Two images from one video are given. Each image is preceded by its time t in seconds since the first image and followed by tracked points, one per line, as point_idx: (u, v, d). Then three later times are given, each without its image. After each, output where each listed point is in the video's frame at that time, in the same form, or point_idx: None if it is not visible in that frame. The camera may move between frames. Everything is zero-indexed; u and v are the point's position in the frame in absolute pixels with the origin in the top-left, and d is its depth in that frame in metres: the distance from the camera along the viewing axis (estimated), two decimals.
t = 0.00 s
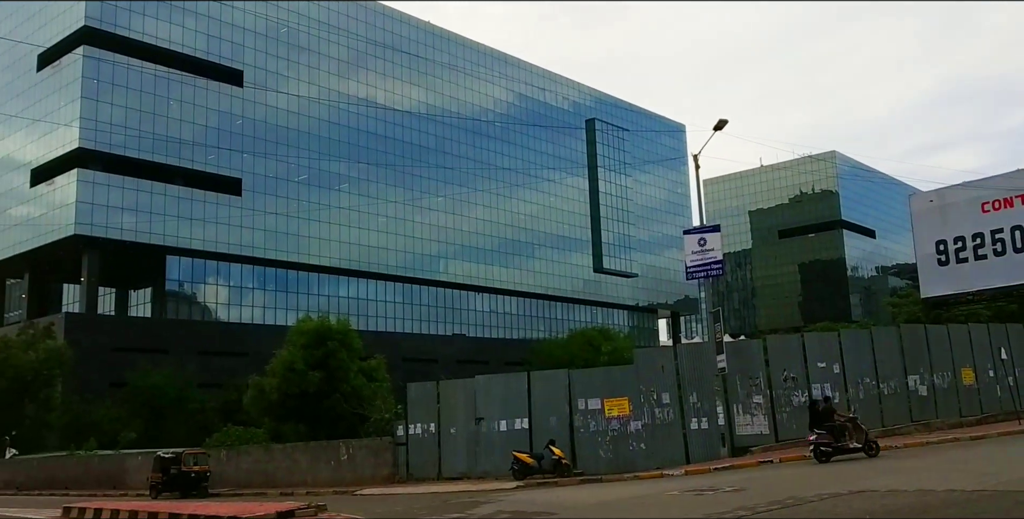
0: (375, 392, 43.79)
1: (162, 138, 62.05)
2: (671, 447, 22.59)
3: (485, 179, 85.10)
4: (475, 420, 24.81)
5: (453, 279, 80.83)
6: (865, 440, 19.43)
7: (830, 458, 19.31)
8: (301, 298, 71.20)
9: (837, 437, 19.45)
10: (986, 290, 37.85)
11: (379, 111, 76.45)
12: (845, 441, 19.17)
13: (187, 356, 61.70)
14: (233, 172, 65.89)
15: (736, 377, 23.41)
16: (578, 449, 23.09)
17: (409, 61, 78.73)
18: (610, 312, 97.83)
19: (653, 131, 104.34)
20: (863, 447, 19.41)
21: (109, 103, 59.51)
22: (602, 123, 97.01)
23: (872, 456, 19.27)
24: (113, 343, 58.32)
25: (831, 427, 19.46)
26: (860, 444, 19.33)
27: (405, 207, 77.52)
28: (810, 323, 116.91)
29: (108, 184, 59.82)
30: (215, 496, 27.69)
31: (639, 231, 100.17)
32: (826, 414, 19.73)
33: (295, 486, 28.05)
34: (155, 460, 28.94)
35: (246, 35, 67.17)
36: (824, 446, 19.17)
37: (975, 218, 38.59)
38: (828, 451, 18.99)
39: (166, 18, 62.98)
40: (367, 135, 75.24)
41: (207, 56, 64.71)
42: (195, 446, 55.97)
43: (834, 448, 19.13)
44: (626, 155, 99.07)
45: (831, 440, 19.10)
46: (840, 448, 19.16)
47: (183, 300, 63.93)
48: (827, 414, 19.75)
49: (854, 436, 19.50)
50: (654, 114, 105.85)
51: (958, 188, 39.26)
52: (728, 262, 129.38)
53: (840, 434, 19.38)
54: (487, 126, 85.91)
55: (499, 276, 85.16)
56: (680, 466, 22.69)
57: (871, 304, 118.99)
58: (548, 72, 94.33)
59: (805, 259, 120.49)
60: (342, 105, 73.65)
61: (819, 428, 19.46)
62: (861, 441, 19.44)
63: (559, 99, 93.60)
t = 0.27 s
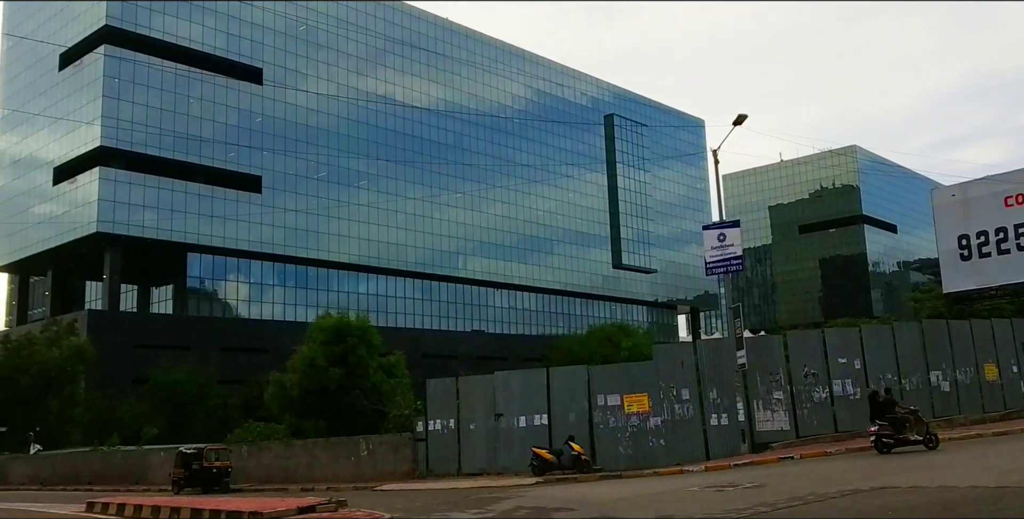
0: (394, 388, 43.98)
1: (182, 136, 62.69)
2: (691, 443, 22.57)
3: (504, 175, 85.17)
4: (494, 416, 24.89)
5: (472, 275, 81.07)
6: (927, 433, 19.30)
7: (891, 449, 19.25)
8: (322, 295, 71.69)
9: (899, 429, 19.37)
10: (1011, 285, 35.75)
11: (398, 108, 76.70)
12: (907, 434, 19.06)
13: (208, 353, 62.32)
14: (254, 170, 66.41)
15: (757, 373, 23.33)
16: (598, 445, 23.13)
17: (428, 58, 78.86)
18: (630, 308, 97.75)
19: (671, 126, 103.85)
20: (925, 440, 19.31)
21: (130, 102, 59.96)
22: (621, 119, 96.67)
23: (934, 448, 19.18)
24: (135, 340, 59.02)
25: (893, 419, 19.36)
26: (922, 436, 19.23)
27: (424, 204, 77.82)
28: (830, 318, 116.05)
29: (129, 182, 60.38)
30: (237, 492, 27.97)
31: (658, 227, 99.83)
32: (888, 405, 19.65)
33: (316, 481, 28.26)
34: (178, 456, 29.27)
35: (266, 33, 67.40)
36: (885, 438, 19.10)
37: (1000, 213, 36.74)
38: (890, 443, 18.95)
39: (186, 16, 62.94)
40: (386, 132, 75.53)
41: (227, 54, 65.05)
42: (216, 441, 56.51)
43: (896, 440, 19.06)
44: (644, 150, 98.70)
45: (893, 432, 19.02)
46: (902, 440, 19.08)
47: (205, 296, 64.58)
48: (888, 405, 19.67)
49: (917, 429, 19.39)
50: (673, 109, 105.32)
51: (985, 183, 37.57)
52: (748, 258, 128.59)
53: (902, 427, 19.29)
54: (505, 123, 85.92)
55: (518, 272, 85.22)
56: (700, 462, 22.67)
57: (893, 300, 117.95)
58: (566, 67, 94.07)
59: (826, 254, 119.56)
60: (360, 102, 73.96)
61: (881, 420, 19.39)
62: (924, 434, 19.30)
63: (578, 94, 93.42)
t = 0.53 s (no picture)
0: (407, 386, 44.03)
1: (195, 135, 63.06)
2: (704, 441, 22.49)
3: (515, 172, 85.16)
4: (507, 414, 24.91)
5: (484, 273, 81.12)
6: (973, 429, 19.20)
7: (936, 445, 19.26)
8: (334, 293, 72.04)
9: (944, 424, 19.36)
10: None
11: (409, 106, 76.84)
12: (951, 430, 19.02)
13: (222, 351, 62.67)
14: (266, 168, 66.70)
15: (770, 370, 23.25)
16: (611, 442, 23.14)
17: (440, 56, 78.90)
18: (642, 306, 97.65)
19: (684, 123, 103.57)
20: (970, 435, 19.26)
21: (143, 100, 60.14)
22: (633, 116, 96.42)
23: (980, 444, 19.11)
24: (149, 337, 59.39)
25: (938, 413, 19.32)
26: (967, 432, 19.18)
27: (435, 202, 77.92)
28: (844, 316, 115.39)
29: (142, 181, 60.66)
30: (250, 489, 28.13)
31: (670, 224, 99.57)
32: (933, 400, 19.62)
33: (330, 479, 28.34)
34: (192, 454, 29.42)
35: (277, 31, 67.50)
36: (928, 433, 19.11)
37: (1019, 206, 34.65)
38: (934, 439, 18.96)
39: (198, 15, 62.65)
40: (398, 130, 75.67)
41: (239, 53, 65.19)
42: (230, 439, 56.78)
43: (941, 435, 19.05)
44: (656, 148, 98.47)
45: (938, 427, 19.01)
46: (947, 435, 19.06)
47: (218, 294, 64.97)
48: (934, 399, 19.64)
49: (963, 424, 19.35)
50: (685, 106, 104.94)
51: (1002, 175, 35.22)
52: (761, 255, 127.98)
53: (947, 422, 19.24)
54: (517, 121, 85.89)
55: (531, 270, 85.22)
56: (713, 459, 22.61)
57: (908, 297, 117.18)
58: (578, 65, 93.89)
59: (839, 252, 118.92)
60: (372, 101, 74.11)
61: (925, 415, 19.37)
62: (971, 430, 19.19)
63: (590, 92, 93.18)
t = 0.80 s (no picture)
0: (420, 384, 44.15)
1: (208, 133, 63.43)
2: (717, 438, 22.47)
3: (527, 170, 85.12)
4: (520, 411, 24.98)
5: (496, 271, 81.19)
6: None
7: (987, 439, 19.20)
8: (347, 290, 72.44)
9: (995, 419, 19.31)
10: None
11: (422, 104, 76.96)
12: (1003, 425, 18.97)
13: (236, 349, 63.09)
14: (279, 166, 67.00)
15: (784, 368, 23.21)
16: (624, 439, 23.15)
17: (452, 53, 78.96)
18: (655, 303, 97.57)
19: (696, 120, 103.25)
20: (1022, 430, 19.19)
21: (157, 99, 60.53)
22: (645, 113, 96.20)
23: None
24: (164, 336, 59.81)
25: (990, 409, 19.26)
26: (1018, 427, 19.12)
27: (448, 199, 78.01)
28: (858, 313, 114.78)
29: (157, 179, 61.07)
30: (265, 486, 28.34)
31: (683, 221, 99.31)
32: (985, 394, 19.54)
33: (344, 476, 28.49)
34: (207, 451, 29.64)
35: (289, 29, 67.62)
36: (980, 428, 19.03)
37: None
38: (986, 434, 18.88)
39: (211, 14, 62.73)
40: (410, 128, 75.80)
41: (252, 52, 65.43)
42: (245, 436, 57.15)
43: (993, 429, 18.98)
44: (669, 145, 98.21)
45: (991, 422, 18.94)
46: (999, 430, 19.00)
47: (232, 293, 65.39)
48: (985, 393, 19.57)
49: (1015, 419, 19.29)
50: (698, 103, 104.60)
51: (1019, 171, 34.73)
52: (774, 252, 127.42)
53: (998, 417, 19.18)
54: (529, 118, 85.86)
55: (543, 267, 85.22)
56: (726, 456, 22.59)
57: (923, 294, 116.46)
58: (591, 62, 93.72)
59: (853, 249, 118.27)
60: (384, 98, 74.24)
61: (977, 410, 19.31)
62: (1022, 425, 19.17)
63: (602, 88, 92.95)
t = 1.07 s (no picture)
0: (439, 381, 44.23)
1: (229, 132, 63.98)
2: (737, 435, 22.41)
3: (546, 166, 85.01)
4: (539, 408, 25.02)
5: (515, 268, 81.26)
6: None
7: None
8: (366, 287, 72.81)
9: None
10: None
11: (440, 102, 77.10)
12: None
13: (257, 346, 63.61)
14: (299, 164, 67.46)
15: (804, 365, 23.11)
16: (643, 436, 23.13)
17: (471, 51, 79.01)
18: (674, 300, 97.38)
19: (715, 116, 102.66)
20: None
21: (178, 99, 61.07)
22: (664, 109, 95.78)
23: None
24: (186, 333, 60.41)
25: None
26: None
27: (467, 197, 78.17)
28: (880, 310, 113.77)
29: (178, 178, 61.65)
30: (285, 482, 28.59)
31: (702, 217, 98.86)
32: None
33: (364, 472, 28.69)
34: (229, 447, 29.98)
35: (308, 28, 67.68)
36: None
37: None
38: None
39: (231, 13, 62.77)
40: (429, 126, 75.97)
41: (272, 50, 65.83)
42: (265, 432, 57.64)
43: None
44: (688, 140, 97.74)
45: None
46: None
47: (252, 290, 65.97)
48: None
49: None
50: (717, 98, 104.00)
51: None
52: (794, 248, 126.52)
53: None
54: (547, 115, 85.75)
55: (562, 264, 85.18)
56: (746, 454, 22.54)
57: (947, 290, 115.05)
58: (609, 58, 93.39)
59: (875, 245, 117.24)
60: (403, 96, 74.42)
61: None
62: None
63: (621, 85, 92.64)
